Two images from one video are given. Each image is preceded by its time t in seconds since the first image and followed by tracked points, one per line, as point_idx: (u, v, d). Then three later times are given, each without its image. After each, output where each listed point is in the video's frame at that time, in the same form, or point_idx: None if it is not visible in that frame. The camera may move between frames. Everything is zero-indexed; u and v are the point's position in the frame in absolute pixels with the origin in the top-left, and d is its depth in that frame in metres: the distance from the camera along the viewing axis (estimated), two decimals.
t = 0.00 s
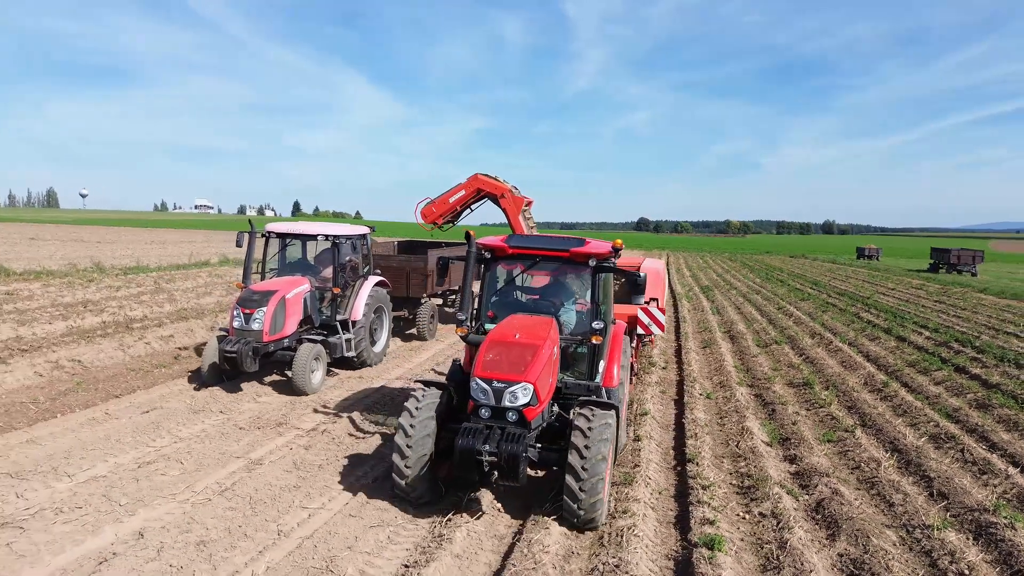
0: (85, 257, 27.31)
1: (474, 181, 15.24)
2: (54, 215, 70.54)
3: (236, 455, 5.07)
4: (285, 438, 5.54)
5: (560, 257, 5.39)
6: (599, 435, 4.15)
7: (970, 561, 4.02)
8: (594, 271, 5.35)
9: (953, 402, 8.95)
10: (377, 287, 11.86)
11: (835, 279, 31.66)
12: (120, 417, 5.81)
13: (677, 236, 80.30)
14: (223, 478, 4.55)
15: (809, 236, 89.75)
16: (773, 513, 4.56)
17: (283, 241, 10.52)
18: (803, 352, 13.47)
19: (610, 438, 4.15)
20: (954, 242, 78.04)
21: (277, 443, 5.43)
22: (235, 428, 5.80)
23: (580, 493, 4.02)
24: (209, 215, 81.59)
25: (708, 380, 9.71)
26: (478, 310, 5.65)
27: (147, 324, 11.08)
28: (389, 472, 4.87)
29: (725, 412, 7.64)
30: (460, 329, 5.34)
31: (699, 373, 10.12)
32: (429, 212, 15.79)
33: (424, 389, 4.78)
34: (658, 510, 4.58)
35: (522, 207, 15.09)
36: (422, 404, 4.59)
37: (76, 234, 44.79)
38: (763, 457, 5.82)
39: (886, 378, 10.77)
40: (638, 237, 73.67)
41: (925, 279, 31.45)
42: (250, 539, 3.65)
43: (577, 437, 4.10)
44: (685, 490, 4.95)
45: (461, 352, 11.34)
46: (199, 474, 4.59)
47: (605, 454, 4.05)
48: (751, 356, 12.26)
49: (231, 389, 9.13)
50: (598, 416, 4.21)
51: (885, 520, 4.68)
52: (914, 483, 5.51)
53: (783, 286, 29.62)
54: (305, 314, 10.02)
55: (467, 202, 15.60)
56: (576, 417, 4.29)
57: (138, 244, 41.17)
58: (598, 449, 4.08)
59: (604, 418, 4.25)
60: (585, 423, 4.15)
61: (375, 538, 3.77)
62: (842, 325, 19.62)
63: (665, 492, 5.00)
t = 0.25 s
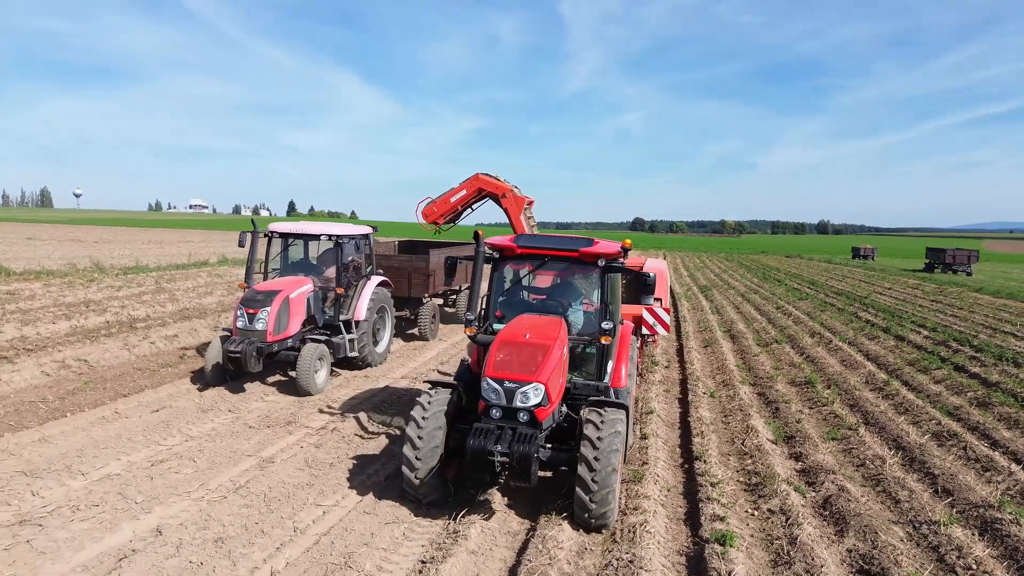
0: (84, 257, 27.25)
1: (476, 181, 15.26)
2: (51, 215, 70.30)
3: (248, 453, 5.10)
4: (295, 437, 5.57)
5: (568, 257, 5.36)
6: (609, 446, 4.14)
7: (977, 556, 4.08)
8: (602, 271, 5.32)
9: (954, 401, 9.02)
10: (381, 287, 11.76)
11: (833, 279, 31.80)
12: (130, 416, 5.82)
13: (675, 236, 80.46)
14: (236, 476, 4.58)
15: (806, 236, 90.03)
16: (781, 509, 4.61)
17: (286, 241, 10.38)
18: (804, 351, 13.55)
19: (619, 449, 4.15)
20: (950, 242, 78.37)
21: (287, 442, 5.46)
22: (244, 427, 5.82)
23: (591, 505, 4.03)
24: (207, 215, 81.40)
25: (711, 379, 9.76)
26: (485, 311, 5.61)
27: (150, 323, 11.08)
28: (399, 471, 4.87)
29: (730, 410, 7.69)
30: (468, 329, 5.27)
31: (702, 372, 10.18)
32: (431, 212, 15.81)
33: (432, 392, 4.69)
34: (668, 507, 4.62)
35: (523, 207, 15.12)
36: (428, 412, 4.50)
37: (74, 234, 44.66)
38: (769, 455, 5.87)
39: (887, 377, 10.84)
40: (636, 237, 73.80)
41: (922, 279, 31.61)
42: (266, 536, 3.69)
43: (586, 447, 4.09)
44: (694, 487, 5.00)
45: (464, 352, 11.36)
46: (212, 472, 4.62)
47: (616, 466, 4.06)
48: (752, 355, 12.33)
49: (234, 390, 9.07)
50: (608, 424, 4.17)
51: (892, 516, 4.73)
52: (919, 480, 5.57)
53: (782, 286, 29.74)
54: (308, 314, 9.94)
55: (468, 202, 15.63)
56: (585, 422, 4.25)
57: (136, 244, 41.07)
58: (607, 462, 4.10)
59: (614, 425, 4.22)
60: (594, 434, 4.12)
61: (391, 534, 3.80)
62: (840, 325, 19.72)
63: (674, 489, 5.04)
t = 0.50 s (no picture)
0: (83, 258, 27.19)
1: (477, 181, 15.28)
2: (48, 216, 70.10)
3: (259, 451, 5.12)
4: (306, 436, 5.59)
5: (577, 257, 5.29)
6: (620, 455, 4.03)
7: (985, 551, 4.13)
8: (612, 271, 5.26)
9: (956, 399, 9.09)
10: (383, 287, 11.71)
11: (831, 279, 31.92)
12: (140, 415, 5.84)
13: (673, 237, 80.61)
14: (250, 474, 4.60)
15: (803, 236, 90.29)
16: (791, 506, 4.65)
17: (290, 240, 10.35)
18: (805, 350, 13.61)
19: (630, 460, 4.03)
20: (946, 242, 78.68)
21: (298, 441, 5.48)
22: (254, 426, 5.85)
23: (603, 515, 3.99)
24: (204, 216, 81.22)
25: (714, 378, 9.82)
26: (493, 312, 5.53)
27: (154, 323, 11.09)
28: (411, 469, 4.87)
29: (735, 409, 7.74)
30: (478, 329, 5.17)
31: (705, 371, 10.23)
32: (432, 211, 15.82)
33: (441, 396, 4.53)
34: (678, 504, 4.66)
35: (524, 207, 15.14)
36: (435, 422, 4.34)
37: (71, 235, 44.53)
38: (776, 452, 5.92)
39: (889, 376, 10.90)
40: (634, 237, 73.91)
41: (920, 279, 31.76)
42: (284, 533, 3.71)
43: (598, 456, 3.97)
44: (703, 485, 5.04)
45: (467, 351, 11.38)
46: (226, 470, 4.64)
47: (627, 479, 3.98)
48: (754, 355, 12.39)
49: (238, 391, 9.04)
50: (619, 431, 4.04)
51: (900, 512, 4.78)
52: (924, 477, 5.62)
53: (780, 285, 29.84)
54: (312, 314, 9.83)
55: (469, 202, 15.65)
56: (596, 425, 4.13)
57: (134, 244, 40.99)
58: (619, 474, 4.00)
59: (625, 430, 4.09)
60: (605, 445, 3.99)
61: (407, 531, 3.84)
62: (840, 324, 19.82)
63: (683, 486, 5.08)
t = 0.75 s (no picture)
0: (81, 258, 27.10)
1: (478, 181, 15.28)
2: (45, 216, 69.88)
3: (271, 450, 5.14)
4: (316, 435, 5.62)
5: (587, 257, 5.17)
6: (632, 456, 4.02)
7: (993, 547, 4.18)
8: (622, 272, 5.13)
9: (958, 397, 9.15)
10: (386, 288, 11.65)
11: (830, 278, 32.02)
12: (150, 414, 5.86)
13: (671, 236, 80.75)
14: (263, 472, 4.63)
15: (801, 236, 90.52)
16: (800, 503, 4.69)
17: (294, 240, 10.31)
18: (806, 349, 13.67)
19: (643, 463, 4.01)
20: (943, 242, 78.99)
21: (308, 439, 5.51)
22: (264, 425, 5.87)
23: (615, 519, 3.96)
24: (201, 215, 81.04)
25: (718, 377, 9.86)
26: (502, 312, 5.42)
27: (157, 323, 11.09)
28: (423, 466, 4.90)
29: (740, 407, 7.79)
30: (488, 329, 5.06)
31: (708, 370, 10.28)
32: (433, 211, 15.81)
33: (451, 402, 4.39)
34: (688, 501, 4.70)
35: (526, 207, 15.13)
36: (444, 433, 4.22)
37: (69, 234, 44.38)
38: (782, 450, 5.96)
39: (890, 375, 10.96)
40: (632, 237, 74.02)
41: (918, 278, 31.89)
42: (301, 530, 3.75)
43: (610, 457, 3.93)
44: (712, 482, 5.09)
45: (471, 351, 11.41)
46: (239, 468, 4.67)
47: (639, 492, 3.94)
48: (756, 354, 12.44)
49: (243, 391, 9.04)
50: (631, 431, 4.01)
51: (907, 509, 4.83)
52: (930, 474, 5.67)
53: (779, 285, 29.92)
54: (317, 314, 9.76)
55: (470, 202, 15.64)
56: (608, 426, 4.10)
57: (132, 244, 40.87)
58: (631, 486, 3.95)
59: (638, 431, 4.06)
60: (616, 458, 3.93)
61: (423, 528, 3.87)
62: (839, 323, 19.90)
63: (693, 483, 5.12)
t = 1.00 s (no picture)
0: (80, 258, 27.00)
1: (479, 181, 15.25)
2: (41, 215, 69.57)
3: (282, 449, 5.16)
4: (326, 434, 5.64)
5: (596, 257, 5.14)
6: (644, 469, 3.95)
7: (1001, 543, 4.23)
8: (632, 272, 5.11)
9: (959, 396, 9.21)
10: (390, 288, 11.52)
11: (828, 278, 32.14)
12: (159, 413, 5.87)
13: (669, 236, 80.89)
14: (276, 471, 4.65)
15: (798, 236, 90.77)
16: (809, 501, 4.73)
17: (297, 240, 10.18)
18: (807, 348, 13.74)
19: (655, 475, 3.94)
20: (939, 241, 79.31)
21: (318, 438, 5.53)
22: (273, 424, 5.89)
23: (629, 520, 3.92)
24: (199, 215, 80.83)
25: (721, 376, 9.90)
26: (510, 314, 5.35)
27: (161, 323, 11.08)
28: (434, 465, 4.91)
29: (744, 406, 7.83)
30: (497, 329, 4.95)
31: (711, 370, 10.32)
32: (434, 211, 15.76)
33: (459, 408, 4.28)
34: (699, 499, 4.73)
35: (527, 207, 15.09)
36: (453, 446, 4.14)
37: (66, 234, 44.21)
38: (788, 448, 6.00)
39: (891, 374, 11.03)
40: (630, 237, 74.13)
41: (915, 277, 32.04)
42: (318, 527, 3.77)
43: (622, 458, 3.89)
44: (721, 480, 5.13)
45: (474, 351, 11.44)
46: (252, 467, 4.69)
47: (650, 503, 3.91)
48: (758, 353, 12.50)
49: (248, 392, 8.95)
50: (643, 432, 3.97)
51: (914, 506, 4.87)
52: (935, 472, 5.72)
53: (778, 285, 30.02)
54: (321, 314, 9.65)
55: (470, 203, 15.61)
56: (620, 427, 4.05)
57: (130, 243, 40.74)
58: (642, 499, 3.90)
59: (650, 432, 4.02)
60: (628, 473, 3.88)
61: (438, 525, 3.90)
62: (838, 323, 20.00)
63: (702, 481, 5.16)
